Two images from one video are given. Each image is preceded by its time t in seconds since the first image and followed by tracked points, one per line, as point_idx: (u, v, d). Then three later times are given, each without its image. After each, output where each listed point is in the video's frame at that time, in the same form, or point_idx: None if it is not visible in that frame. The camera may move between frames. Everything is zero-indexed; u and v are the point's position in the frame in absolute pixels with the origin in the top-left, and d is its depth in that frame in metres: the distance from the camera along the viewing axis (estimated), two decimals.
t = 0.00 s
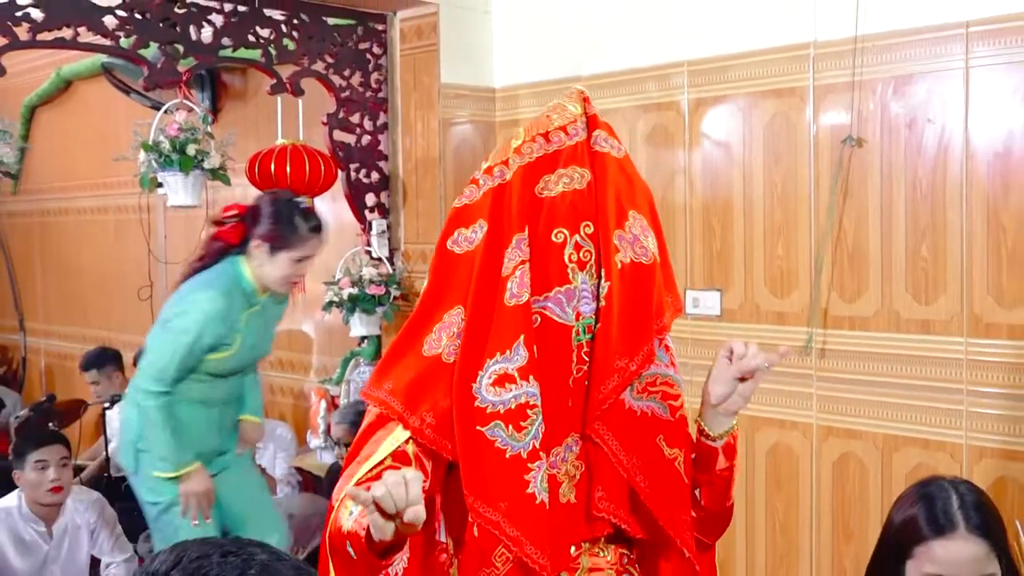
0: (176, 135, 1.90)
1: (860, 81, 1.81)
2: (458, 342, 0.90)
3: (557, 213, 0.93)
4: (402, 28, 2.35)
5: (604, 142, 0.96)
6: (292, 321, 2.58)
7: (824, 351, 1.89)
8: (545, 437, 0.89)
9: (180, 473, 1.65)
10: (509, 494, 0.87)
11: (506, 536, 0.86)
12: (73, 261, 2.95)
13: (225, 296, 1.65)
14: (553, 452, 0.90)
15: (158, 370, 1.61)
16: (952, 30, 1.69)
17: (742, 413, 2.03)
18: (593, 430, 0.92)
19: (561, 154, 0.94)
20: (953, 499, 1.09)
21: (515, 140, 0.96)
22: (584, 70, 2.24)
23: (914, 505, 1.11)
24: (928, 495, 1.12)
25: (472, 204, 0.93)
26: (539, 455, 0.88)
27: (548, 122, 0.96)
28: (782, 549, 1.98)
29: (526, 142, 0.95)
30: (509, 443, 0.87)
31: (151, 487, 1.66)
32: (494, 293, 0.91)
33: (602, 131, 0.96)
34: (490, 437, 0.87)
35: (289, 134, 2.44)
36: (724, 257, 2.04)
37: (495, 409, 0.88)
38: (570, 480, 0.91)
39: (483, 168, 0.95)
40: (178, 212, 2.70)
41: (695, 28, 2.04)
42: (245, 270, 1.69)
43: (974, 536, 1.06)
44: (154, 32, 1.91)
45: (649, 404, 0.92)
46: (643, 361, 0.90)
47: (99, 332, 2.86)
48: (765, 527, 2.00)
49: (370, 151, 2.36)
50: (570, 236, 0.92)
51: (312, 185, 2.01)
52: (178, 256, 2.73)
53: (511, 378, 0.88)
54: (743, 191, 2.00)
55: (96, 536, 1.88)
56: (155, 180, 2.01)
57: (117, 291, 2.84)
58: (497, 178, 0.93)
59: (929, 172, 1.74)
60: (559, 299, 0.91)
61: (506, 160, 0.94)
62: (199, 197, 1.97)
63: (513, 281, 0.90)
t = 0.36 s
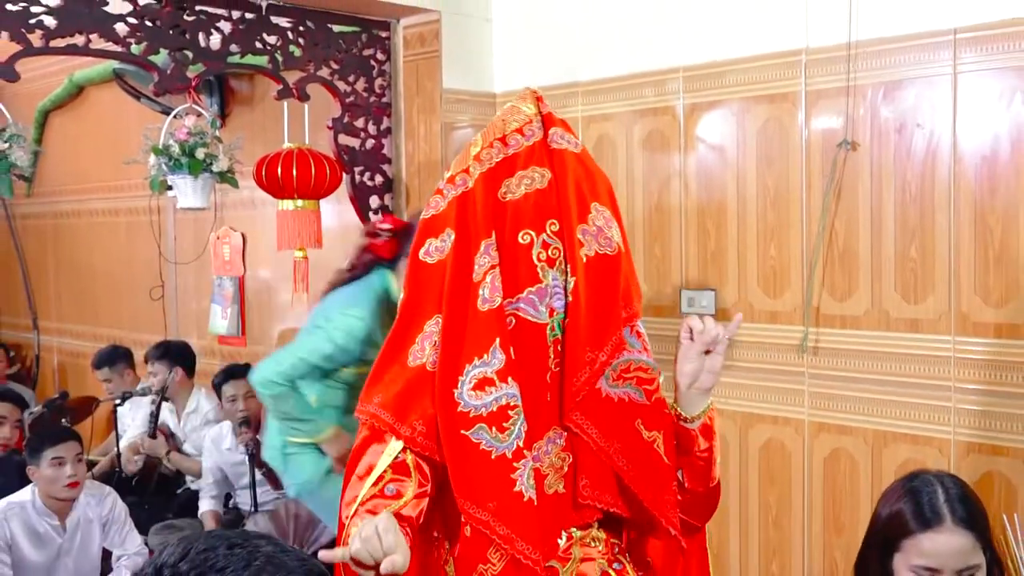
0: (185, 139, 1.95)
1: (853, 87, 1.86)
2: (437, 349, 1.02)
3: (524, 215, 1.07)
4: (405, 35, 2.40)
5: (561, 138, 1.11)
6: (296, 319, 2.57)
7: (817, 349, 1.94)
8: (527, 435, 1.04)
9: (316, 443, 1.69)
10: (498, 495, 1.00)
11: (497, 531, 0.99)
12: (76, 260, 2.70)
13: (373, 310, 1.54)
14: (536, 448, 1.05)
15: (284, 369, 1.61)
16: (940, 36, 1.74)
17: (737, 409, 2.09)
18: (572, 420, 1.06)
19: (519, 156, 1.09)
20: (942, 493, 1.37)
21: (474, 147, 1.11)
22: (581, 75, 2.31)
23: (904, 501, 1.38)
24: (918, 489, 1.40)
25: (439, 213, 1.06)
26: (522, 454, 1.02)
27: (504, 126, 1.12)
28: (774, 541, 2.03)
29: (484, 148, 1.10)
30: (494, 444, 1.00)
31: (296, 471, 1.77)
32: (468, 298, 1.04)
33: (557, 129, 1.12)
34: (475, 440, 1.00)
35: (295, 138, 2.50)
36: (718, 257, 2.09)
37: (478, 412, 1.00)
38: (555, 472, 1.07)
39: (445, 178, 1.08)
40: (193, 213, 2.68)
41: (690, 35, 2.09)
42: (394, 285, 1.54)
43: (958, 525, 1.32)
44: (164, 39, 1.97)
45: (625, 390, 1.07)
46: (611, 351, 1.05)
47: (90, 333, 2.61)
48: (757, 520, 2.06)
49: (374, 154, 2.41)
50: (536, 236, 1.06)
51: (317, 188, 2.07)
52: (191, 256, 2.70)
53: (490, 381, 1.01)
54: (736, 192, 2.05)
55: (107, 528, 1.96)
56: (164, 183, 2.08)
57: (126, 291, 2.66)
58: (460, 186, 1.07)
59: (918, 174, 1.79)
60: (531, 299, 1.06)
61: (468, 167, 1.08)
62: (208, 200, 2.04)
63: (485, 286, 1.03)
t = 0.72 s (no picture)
0: (186, 140, 1.96)
1: (850, 87, 1.87)
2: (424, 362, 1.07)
3: (510, 219, 1.11)
4: (405, 36, 2.41)
5: (545, 135, 1.14)
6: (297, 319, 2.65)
7: (808, 348, 1.95)
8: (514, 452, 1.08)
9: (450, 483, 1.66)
10: (484, 513, 1.05)
11: (485, 549, 1.05)
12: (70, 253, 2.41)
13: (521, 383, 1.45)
14: (528, 461, 1.11)
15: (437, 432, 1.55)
16: (939, 37, 1.75)
17: (737, 409, 2.09)
18: (562, 428, 1.10)
19: (502, 158, 1.13)
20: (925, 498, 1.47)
21: (455, 151, 1.15)
22: (581, 75, 2.31)
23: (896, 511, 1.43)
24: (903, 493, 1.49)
25: (420, 221, 1.11)
26: (508, 471, 1.07)
27: (486, 125, 1.16)
28: (772, 541, 2.04)
29: (466, 152, 1.13)
30: (480, 462, 1.05)
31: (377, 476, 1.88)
32: (454, 310, 1.08)
33: (541, 125, 1.15)
34: (463, 457, 1.05)
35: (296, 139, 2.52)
36: (718, 257, 2.10)
37: (465, 428, 1.05)
38: (550, 482, 1.13)
39: (427, 184, 1.13)
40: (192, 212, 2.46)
41: (689, 36, 2.10)
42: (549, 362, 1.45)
43: (943, 530, 1.43)
44: (166, 40, 1.97)
45: (616, 396, 1.12)
46: (599, 358, 1.09)
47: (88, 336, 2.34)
48: (756, 520, 2.06)
49: (375, 155, 2.42)
50: (522, 243, 1.10)
51: (318, 189, 2.08)
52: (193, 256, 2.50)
53: (476, 398, 1.06)
54: (735, 192, 2.05)
55: (108, 528, 1.97)
56: (166, 184, 2.09)
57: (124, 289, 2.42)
58: (442, 192, 1.12)
59: (917, 174, 1.79)
60: (519, 309, 1.10)
61: (449, 173, 1.13)
62: (209, 200, 2.04)
63: (470, 298, 1.08)
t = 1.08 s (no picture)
0: (186, 140, 1.96)
1: (849, 87, 1.87)
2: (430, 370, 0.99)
3: (521, 225, 1.04)
4: (405, 36, 2.41)
5: (564, 135, 1.06)
6: (298, 318, 2.65)
7: (807, 348, 1.96)
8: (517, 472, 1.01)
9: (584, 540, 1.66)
10: (484, 530, 0.97)
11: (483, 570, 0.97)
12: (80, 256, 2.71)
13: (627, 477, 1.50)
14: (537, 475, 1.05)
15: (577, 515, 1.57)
16: (939, 37, 1.75)
17: (736, 408, 2.09)
18: (560, 444, 1.05)
19: (519, 159, 1.06)
20: (935, 499, 1.46)
21: (470, 149, 1.06)
22: (581, 76, 2.31)
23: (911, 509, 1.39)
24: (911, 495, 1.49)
25: (431, 220, 1.03)
26: (511, 492, 0.99)
27: (502, 124, 1.08)
28: (772, 541, 2.04)
29: (481, 152, 1.06)
30: (482, 479, 0.97)
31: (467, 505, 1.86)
32: (462, 319, 1.00)
33: (560, 124, 1.07)
34: (465, 472, 0.97)
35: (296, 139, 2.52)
36: (717, 257, 2.10)
37: (469, 443, 0.97)
38: (556, 498, 1.08)
39: (439, 182, 1.05)
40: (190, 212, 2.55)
41: (689, 36, 2.10)
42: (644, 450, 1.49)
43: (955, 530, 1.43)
44: (165, 40, 1.97)
45: (616, 413, 1.06)
46: (603, 374, 1.01)
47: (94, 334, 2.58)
48: (756, 521, 2.06)
49: (374, 154, 2.42)
50: (534, 252, 1.03)
51: (318, 189, 2.07)
52: (191, 255, 2.56)
53: (481, 413, 0.98)
54: (736, 192, 2.05)
55: (108, 528, 1.97)
56: (166, 184, 2.08)
57: (130, 290, 2.62)
58: (455, 192, 1.03)
59: (917, 174, 1.79)
60: (530, 322, 1.03)
61: (463, 172, 1.04)
62: (209, 200, 2.04)
63: (479, 308, 1.00)
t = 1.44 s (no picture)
0: (186, 139, 1.96)
1: (850, 87, 1.87)
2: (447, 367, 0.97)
3: (541, 225, 1.01)
4: (406, 36, 2.41)
5: (587, 138, 1.02)
6: (298, 318, 2.59)
7: (819, 349, 1.94)
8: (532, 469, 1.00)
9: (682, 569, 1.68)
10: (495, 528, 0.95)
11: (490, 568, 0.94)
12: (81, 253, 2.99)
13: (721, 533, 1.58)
14: (541, 479, 1.02)
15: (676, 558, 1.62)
16: (939, 36, 1.75)
17: (736, 408, 2.09)
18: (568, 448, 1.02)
19: (543, 159, 1.02)
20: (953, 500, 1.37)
21: (494, 146, 1.03)
22: (582, 76, 2.31)
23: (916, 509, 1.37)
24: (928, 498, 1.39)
25: (452, 216, 0.99)
26: (525, 491, 0.96)
27: (526, 123, 1.03)
28: (773, 542, 2.04)
29: (506, 149, 1.02)
30: (495, 476, 0.95)
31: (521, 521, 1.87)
32: (480, 315, 0.97)
33: (585, 127, 1.03)
34: (477, 469, 0.95)
35: (296, 139, 2.52)
36: (717, 258, 2.10)
37: (482, 440, 0.95)
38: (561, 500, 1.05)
39: (461, 177, 1.01)
40: (190, 213, 2.73)
41: (689, 36, 2.10)
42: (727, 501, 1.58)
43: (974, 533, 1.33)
44: (166, 39, 1.97)
45: (622, 418, 1.03)
46: (611, 377, 0.98)
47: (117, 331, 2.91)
48: (757, 522, 2.06)
49: (375, 154, 2.42)
50: (553, 251, 1.00)
51: (318, 188, 2.07)
52: (190, 254, 2.73)
53: (497, 409, 0.95)
54: (736, 192, 2.05)
55: (108, 527, 1.97)
56: (167, 184, 2.09)
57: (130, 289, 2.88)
58: (478, 188, 0.99)
59: (917, 174, 1.79)
60: (546, 321, 1.00)
61: (486, 169, 1.01)
62: (210, 200, 2.04)
63: (498, 305, 0.97)
